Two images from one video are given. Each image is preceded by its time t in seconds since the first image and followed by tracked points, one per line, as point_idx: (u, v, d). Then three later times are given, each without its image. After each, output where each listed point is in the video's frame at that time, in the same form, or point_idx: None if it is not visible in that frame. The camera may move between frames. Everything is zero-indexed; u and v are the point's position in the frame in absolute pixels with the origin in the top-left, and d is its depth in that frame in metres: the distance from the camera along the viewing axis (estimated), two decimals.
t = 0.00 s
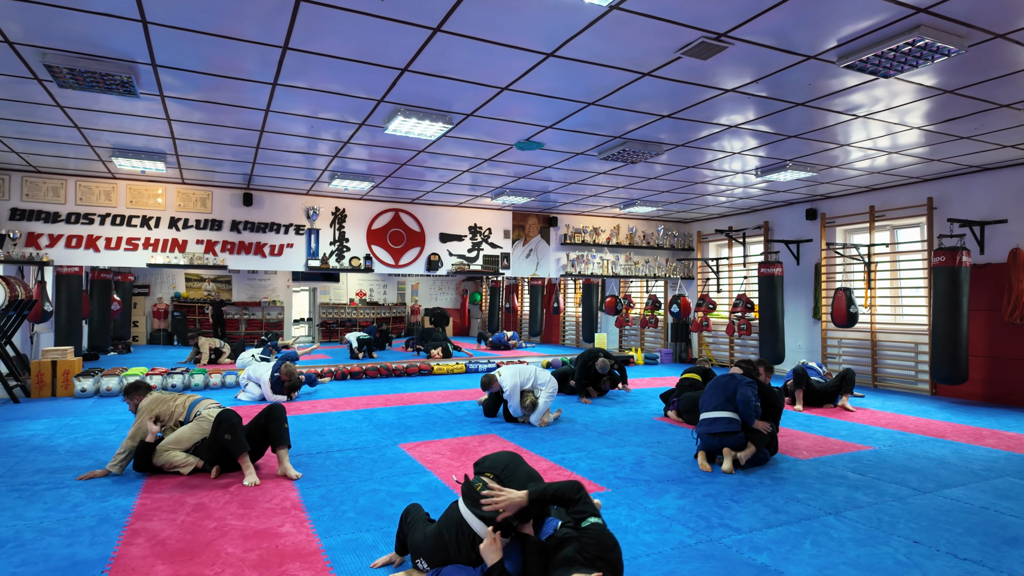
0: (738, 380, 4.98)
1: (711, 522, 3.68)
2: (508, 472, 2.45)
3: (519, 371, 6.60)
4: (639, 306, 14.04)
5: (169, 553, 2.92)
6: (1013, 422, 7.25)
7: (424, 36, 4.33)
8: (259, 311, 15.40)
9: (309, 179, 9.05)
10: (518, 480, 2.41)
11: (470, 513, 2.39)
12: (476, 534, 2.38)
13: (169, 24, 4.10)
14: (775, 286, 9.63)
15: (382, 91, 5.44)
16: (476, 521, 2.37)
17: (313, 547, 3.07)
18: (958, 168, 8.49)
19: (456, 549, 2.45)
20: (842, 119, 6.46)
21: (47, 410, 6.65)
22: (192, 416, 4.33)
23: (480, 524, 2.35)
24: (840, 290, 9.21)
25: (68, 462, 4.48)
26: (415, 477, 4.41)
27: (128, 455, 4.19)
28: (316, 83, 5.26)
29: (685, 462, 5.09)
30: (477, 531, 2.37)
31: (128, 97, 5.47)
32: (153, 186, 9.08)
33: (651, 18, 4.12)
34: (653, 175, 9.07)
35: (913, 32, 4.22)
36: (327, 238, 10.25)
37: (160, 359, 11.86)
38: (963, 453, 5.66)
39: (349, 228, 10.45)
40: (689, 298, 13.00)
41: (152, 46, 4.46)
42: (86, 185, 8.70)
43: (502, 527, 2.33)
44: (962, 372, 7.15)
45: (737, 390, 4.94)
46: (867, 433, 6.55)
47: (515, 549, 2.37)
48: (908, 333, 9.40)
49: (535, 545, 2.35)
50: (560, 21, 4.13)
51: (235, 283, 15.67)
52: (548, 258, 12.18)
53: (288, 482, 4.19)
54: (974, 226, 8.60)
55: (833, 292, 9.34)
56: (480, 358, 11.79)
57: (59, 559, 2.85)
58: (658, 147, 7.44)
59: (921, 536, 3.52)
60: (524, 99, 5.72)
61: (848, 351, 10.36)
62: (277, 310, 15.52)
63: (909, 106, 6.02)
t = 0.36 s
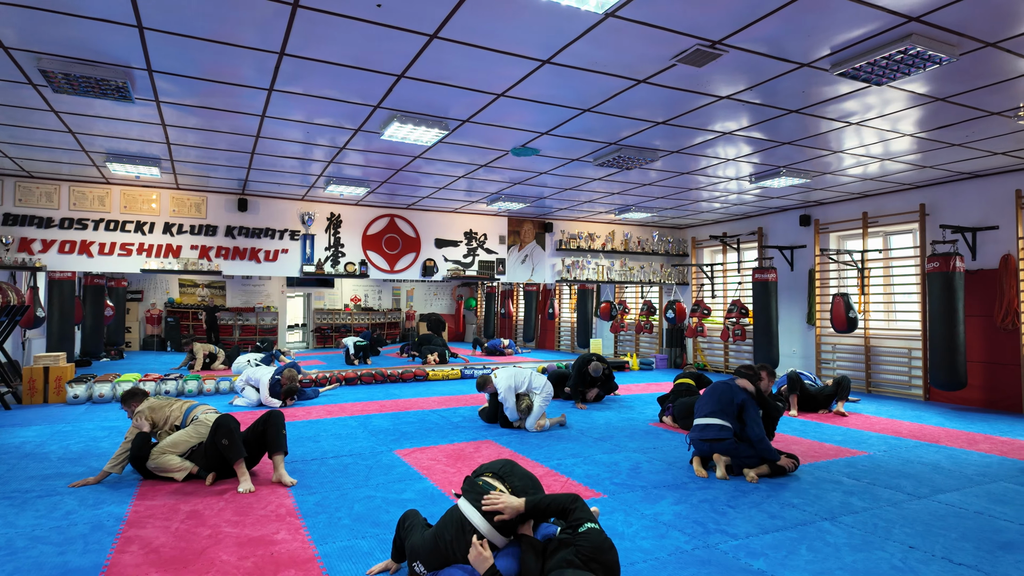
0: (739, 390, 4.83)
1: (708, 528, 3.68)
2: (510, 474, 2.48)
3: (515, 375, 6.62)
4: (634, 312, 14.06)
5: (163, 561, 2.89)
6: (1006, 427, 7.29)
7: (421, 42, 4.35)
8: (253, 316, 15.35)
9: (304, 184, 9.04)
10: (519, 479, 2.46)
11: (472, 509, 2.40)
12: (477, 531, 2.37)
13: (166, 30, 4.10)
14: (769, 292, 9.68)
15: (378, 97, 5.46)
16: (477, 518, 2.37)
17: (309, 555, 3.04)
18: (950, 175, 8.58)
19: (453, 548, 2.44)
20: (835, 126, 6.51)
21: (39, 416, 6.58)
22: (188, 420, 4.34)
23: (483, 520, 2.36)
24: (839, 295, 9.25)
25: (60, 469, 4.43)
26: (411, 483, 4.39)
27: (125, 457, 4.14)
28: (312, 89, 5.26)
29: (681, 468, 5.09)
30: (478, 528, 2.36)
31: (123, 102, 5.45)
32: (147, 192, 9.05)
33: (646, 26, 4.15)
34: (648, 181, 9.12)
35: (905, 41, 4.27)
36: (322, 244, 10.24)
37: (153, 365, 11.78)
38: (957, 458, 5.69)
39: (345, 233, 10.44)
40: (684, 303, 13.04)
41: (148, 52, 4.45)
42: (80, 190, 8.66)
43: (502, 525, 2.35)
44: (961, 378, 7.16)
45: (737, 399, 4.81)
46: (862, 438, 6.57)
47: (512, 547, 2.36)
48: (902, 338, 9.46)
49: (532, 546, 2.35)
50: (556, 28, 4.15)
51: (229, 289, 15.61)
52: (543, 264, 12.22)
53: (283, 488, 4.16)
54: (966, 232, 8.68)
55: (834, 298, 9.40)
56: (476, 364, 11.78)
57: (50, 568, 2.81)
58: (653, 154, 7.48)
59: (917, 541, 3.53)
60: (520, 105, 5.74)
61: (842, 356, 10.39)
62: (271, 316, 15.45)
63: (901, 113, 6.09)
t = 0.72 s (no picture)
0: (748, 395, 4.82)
1: (706, 533, 3.67)
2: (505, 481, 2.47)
3: (505, 376, 6.68)
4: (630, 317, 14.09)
5: (157, 567, 2.87)
6: (1002, 431, 7.32)
7: (418, 47, 4.36)
8: (249, 321, 15.31)
9: (301, 189, 9.03)
10: (515, 489, 2.41)
11: (467, 521, 2.37)
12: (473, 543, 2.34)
13: (162, 34, 4.10)
14: (765, 297, 9.70)
15: (375, 101, 5.46)
16: (472, 529, 2.34)
17: (305, 561, 3.03)
18: (944, 181, 8.64)
19: (448, 559, 2.41)
20: (830, 131, 6.55)
21: (32, 422, 6.53)
22: (181, 424, 4.34)
23: (478, 533, 2.33)
24: (833, 300, 9.29)
25: (54, 475, 4.40)
26: (408, 488, 4.37)
27: (119, 464, 4.11)
28: (309, 93, 5.27)
29: (678, 472, 5.08)
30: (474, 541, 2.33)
31: (119, 106, 5.44)
32: (143, 197, 9.02)
33: (642, 31, 4.17)
34: (644, 186, 9.15)
35: (899, 46, 4.31)
36: (319, 248, 10.22)
37: (148, 370, 11.70)
38: (953, 462, 5.71)
39: (341, 237, 10.43)
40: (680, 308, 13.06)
41: (145, 56, 4.45)
42: (75, 194, 8.62)
43: (495, 534, 2.32)
44: (962, 382, 7.19)
45: (744, 405, 4.80)
46: (858, 442, 6.58)
47: (508, 557, 2.30)
48: (898, 342, 9.51)
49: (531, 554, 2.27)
50: (553, 33, 4.17)
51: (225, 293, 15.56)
52: (540, 268, 12.23)
53: (279, 494, 4.14)
54: (960, 237, 8.74)
55: (829, 302, 9.42)
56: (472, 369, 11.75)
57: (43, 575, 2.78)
58: (650, 159, 7.51)
59: (914, 546, 3.53)
60: (517, 110, 5.76)
61: (838, 361, 10.41)
62: (267, 321, 15.41)
63: (896, 119, 6.13)
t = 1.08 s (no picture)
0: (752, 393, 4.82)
1: (706, 534, 3.67)
2: (498, 484, 2.46)
3: (506, 377, 6.66)
4: (628, 319, 14.09)
5: (156, 570, 2.85)
6: (1000, 432, 7.32)
7: (417, 48, 4.36)
8: (247, 323, 15.29)
9: (299, 190, 9.02)
10: (507, 489, 2.44)
11: (460, 524, 2.37)
12: (466, 546, 2.35)
13: (161, 34, 4.09)
14: (763, 299, 9.70)
15: (374, 103, 5.46)
16: (465, 531, 2.36)
17: (304, 563, 3.01)
18: (941, 183, 8.67)
19: (443, 562, 2.40)
20: (828, 133, 6.57)
21: (28, 424, 6.49)
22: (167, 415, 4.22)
23: (471, 535, 2.34)
24: (824, 303, 9.30)
25: (50, 478, 4.37)
26: (407, 490, 4.35)
27: (111, 463, 4.05)
28: (308, 95, 5.26)
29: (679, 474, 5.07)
30: (468, 544, 2.33)
31: (118, 107, 5.43)
32: (140, 198, 9.00)
33: (642, 33, 4.17)
34: (643, 188, 9.16)
35: (898, 49, 4.32)
36: (316, 250, 10.20)
37: (145, 372, 11.65)
38: (952, 464, 5.71)
39: (339, 239, 10.41)
40: (678, 309, 13.05)
41: (143, 56, 4.44)
42: (73, 196, 8.60)
43: (487, 537, 2.34)
44: (961, 384, 7.16)
45: (748, 403, 4.80)
46: (857, 444, 6.59)
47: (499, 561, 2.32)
48: (896, 344, 9.51)
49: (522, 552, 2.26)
50: (552, 35, 4.17)
51: (222, 295, 15.53)
52: (538, 270, 12.23)
53: (277, 496, 4.12)
54: (958, 239, 8.76)
55: (821, 303, 9.43)
56: (471, 370, 11.73)
57: None
58: (648, 161, 7.52)
59: (914, 547, 3.53)
60: (516, 112, 5.76)
61: (836, 362, 10.42)
62: (264, 323, 15.38)
63: (894, 121, 6.14)
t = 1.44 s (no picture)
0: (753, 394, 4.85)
1: (707, 532, 3.66)
2: (484, 476, 2.44)
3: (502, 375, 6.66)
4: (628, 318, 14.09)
5: (155, 567, 2.84)
6: (1000, 431, 7.32)
7: (417, 45, 4.35)
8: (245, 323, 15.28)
9: (299, 189, 9.00)
10: (491, 483, 2.42)
11: (443, 516, 2.40)
12: (449, 537, 2.38)
13: (160, 31, 4.08)
14: (763, 298, 9.67)
15: (373, 100, 5.45)
16: (448, 524, 2.38)
17: (303, 560, 3.00)
18: (941, 181, 8.67)
19: (427, 553, 2.45)
20: (828, 132, 6.56)
21: (26, 423, 6.46)
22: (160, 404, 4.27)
23: (453, 527, 2.37)
24: (821, 301, 9.29)
25: (48, 476, 4.35)
26: (406, 488, 4.34)
27: (112, 460, 4.04)
28: (307, 92, 5.25)
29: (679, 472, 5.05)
30: (451, 536, 2.37)
31: (116, 105, 5.41)
32: (139, 197, 8.97)
33: (642, 29, 4.16)
34: (642, 187, 9.15)
35: (898, 46, 4.32)
36: (316, 248, 10.19)
37: (144, 372, 11.63)
38: (952, 462, 5.70)
39: (338, 238, 10.40)
40: (678, 309, 13.04)
41: (142, 53, 4.43)
42: (71, 194, 8.58)
43: (469, 530, 2.36)
44: (956, 383, 7.15)
45: (753, 402, 4.81)
46: (857, 442, 6.58)
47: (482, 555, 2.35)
48: (895, 343, 9.50)
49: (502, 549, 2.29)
50: (552, 32, 4.16)
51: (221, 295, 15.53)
52: (538, 269, 12.21)
53: (276, 494, 4.11)
54: (958, 238, 8.76)
55: (816, 303, 9.43)
56: (470, 369, 11.73)
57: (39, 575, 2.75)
58: (648, 159, 7.51)
59: (915, 544, 3.52)
60: (516, 109, 5.75)
61: (835, 361, 10.43)
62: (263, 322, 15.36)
63: (893, 119, 6.14)
